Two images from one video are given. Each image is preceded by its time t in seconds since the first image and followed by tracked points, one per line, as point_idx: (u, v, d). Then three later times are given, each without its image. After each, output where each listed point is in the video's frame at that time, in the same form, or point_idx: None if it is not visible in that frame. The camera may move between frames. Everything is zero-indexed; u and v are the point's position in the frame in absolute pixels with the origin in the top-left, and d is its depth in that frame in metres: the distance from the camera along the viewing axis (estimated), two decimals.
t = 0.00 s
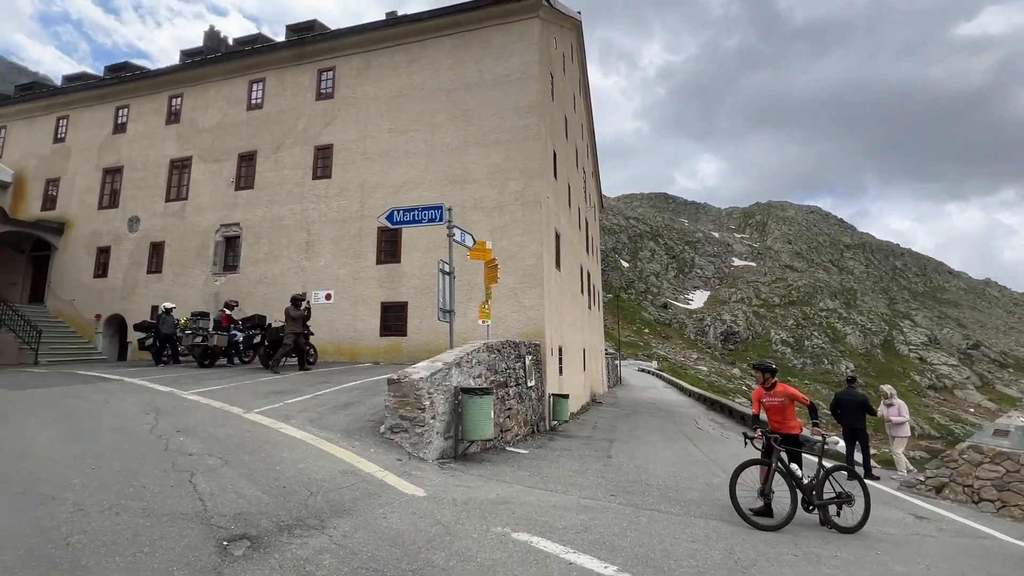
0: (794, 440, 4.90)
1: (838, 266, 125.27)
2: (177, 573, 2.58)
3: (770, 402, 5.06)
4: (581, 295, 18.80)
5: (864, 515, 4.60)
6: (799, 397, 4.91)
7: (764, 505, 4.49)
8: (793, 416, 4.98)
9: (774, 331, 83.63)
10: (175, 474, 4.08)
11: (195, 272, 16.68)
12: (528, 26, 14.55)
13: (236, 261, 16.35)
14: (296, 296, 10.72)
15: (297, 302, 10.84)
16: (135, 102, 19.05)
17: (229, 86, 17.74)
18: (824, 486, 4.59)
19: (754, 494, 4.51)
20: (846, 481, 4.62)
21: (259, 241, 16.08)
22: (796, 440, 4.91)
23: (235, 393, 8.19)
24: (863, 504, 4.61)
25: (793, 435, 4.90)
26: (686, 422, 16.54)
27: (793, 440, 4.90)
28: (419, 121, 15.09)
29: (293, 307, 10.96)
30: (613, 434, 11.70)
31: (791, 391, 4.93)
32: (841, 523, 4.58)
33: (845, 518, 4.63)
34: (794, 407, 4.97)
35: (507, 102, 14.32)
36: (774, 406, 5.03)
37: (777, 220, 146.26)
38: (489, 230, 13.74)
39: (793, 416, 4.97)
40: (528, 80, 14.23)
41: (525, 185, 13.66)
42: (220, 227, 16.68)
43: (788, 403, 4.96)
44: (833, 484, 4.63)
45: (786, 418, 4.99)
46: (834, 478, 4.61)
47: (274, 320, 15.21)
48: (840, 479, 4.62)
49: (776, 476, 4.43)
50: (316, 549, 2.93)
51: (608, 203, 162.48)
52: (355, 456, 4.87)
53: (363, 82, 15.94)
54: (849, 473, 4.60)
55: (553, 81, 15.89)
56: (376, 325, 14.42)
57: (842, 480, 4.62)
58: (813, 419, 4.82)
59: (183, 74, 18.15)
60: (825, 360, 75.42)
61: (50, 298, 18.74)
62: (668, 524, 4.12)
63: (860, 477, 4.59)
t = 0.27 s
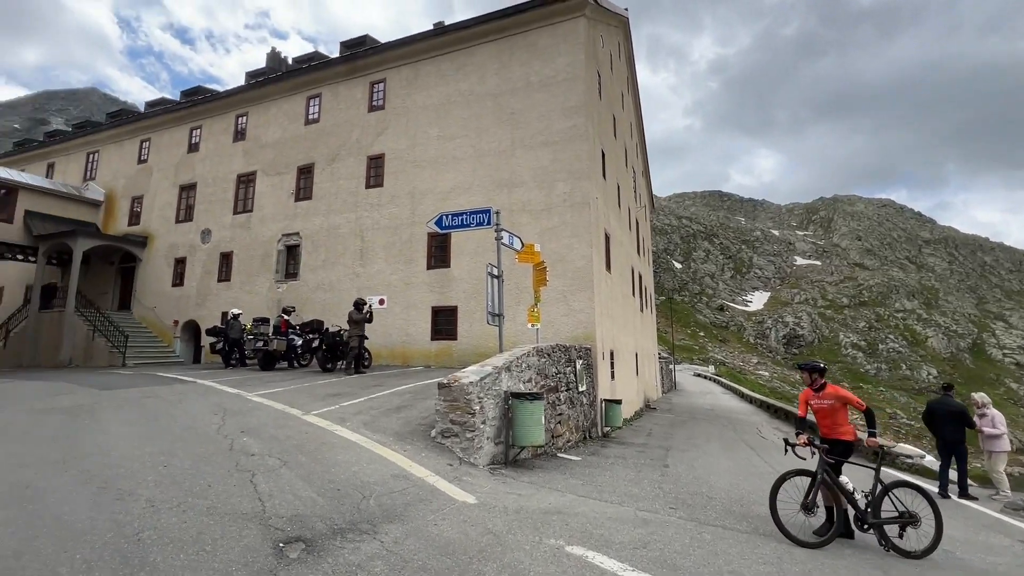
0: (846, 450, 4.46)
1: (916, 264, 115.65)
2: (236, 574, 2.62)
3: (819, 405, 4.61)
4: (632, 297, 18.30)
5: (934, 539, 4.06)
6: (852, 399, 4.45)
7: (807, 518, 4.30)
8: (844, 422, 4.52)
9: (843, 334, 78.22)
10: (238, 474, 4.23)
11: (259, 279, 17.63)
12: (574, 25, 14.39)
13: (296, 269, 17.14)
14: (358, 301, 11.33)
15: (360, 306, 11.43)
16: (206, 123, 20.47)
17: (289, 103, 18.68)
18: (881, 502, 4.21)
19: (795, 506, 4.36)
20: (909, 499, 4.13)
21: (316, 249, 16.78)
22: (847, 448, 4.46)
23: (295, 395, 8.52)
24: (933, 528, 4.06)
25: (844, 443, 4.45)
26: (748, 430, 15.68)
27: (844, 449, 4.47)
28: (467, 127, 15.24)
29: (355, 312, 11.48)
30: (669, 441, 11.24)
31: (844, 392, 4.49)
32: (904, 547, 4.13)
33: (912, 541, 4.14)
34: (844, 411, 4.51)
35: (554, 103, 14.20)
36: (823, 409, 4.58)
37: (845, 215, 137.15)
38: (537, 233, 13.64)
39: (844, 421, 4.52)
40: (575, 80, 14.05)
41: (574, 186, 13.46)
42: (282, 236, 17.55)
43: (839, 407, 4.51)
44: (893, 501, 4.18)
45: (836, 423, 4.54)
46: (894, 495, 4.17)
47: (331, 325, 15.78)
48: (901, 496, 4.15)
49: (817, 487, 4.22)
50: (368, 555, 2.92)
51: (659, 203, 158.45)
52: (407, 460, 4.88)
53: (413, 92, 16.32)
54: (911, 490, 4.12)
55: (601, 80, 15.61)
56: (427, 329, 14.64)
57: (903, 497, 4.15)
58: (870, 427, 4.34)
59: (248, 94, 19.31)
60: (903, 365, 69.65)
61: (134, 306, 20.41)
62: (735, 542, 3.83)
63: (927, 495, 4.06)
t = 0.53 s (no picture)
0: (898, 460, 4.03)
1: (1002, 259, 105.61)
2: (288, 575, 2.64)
3: (866, 412, 4.23)
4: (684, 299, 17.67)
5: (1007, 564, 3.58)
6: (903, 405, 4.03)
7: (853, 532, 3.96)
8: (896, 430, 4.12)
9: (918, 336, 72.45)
10: (292, 474, 4.33)
11: (314, 286, 18.35)
12: (617, 22, 14.12)
13: (348, 275, 17.72)
14: (413, 305, 11.63)
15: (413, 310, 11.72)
16: (264, 138, 21.61)
17: (340, 115, 19.41)
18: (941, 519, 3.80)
19: (839, 520, 4.04)
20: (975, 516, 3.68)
21: (367, 255, 17.28)
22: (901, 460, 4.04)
23: (347, 398, 8.73)
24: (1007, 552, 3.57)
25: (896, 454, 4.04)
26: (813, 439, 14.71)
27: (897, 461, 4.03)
28: (510, 131, 15.26)
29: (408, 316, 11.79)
30: (727, 449, 10.69)
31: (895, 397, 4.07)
32: (972, 570, 3.66)
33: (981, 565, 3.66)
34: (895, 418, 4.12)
35: (598, 102, 13.96)
36: (870, 417, 4.20)
37: (917, 208, 127.41)
38: (583, 235, 13.43)
39: (896, 429, 4.12)
40: (620, 78, 13.76)
41: (620, 185, 13.16)
42: (334, 244, 18.20)
43: (890, 412, 4.11)
44: (955, 517, 3.76)
45: (886, 431, 4.14)
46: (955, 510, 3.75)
47: (381, 329, 16.18)
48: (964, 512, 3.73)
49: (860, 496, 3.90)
50: (417, 560, 2.87)
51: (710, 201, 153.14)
52: (455, 464, 4.85)
53: (457, 99, 16.53)
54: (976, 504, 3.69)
55: (646, 76, 15.22)
56: (474, 332, 14.71)
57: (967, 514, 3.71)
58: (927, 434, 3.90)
59: (302, 109, 20.23)
60: (989, 370, 63.60)
61: (203, 312, 21.77)
62: (807, 562, 3.52)
63: (996, 511, 3.61)
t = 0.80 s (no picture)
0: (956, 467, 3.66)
1: None
2: None
3: (915, 412, 3.85)
4: (735, 300, 16.93)
5: None
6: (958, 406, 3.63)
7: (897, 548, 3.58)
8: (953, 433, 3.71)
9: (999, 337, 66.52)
10: (341, 478, 4.36)
11: (361, 292, 18.85)
12: (659, 16, 13.75)
13: (393, 281, 18.08)
14: (462, 311, 11.66)
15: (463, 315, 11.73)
16: (313, 151, 22.49)
17: (384, 126, 19.91)
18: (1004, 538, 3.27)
19: (884, 534, 3.67)
20: None
21: (411, 262, 17.59)
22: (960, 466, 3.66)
23: (394, 402, 8.83)
24: None
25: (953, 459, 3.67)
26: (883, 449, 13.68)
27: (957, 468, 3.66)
28: (551, 133, 15.14)
29: (457, 321, 11.85)
30: (787, 459, 10.08)
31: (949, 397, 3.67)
32: None
33: None
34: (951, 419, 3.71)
35: (641, 99, 13.64)
36: (921, 418, 3.81)
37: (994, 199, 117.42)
38: (628, 236, 13.11)
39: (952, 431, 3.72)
40: (663, 73, 13.39)
41: (665, 184, 12.75)
42: (380, 251, 18.64)
43: (945, 414, 3.70)
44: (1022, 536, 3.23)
45: (941, 434, 3.73)
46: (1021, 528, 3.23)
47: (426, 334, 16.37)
48: None
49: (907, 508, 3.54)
50: (464, 572, 2.78)
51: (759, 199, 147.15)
52: (501, 471, 4.75)
53: (496, 103, 16.59)
54: None
55: (691, 70, 14.75)
56: (517, 337, 14.64)
57: None
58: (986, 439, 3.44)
59: (348, 121, 20.90)
60: None
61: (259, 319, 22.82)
62: None
63: None
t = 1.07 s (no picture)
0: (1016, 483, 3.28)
1: None
2: None
3: (965, 424, 3.46)
4: (787, 301, 16.13)
5: None
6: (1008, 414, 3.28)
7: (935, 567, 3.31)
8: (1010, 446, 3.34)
9: None
10: (386, 485, 4.33)
11: (403, 299, 19.14)
12: (700, 9, 13.35)
13: (433, 287, 18.28)
14: (506, 316, 11.64)
15: (507, 320, 11.73)
16: (355, 162, 23.12)
17: (422, 134, 20.23)
18: None
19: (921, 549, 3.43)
20: None
21: (451, 268, 17.72)
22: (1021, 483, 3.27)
23: (436, 408, 8.83)
24: None
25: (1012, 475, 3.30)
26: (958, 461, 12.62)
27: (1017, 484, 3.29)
28: (589, 134, 14.93)
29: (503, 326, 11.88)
30: (851, 471, 9.43)
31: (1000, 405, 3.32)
32: None
33: None
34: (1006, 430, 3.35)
35: (682, 96, 13.25)
36: (973, 430, 3.42)
37: None
38: (671, 237, 12.72)
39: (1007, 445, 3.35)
40: (705, 68, 12.97)
41: (710, 182, 12.30)
42: (420, 258, 18.89)
43: (998, 424, 3.34)
44: None
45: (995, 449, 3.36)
46: None
47: (466, 339, 16.42)
48: None
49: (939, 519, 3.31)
50: None
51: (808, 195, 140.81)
52: (547, 480, 4.60)
53: (533, 107, 16.53)
54: None
55: (734, 64, 14.23)
56: (558, 342, 14.44)
57: None
58: None
59: (388, 132, 21.36)
60: None
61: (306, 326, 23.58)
62: None
63: None
